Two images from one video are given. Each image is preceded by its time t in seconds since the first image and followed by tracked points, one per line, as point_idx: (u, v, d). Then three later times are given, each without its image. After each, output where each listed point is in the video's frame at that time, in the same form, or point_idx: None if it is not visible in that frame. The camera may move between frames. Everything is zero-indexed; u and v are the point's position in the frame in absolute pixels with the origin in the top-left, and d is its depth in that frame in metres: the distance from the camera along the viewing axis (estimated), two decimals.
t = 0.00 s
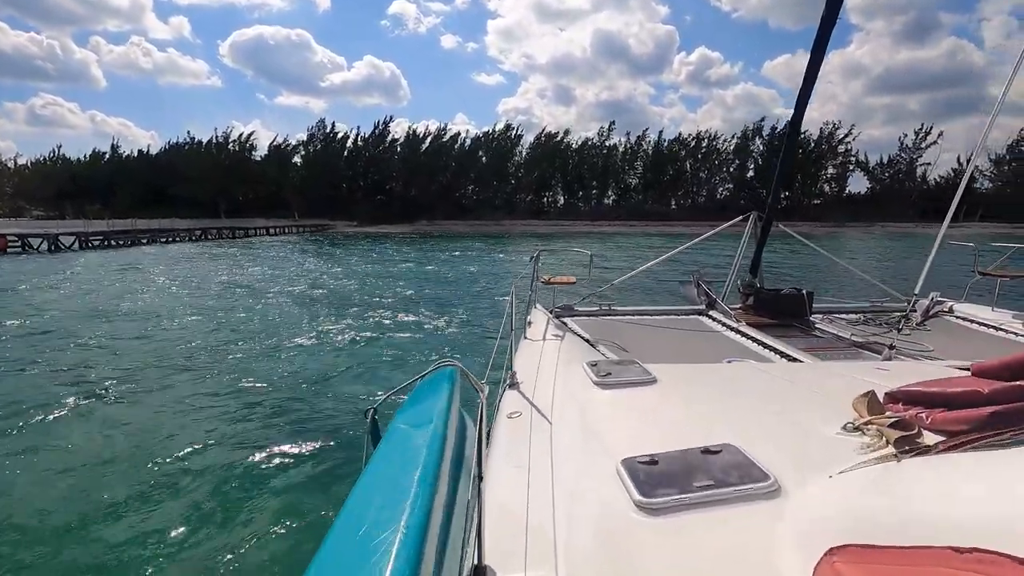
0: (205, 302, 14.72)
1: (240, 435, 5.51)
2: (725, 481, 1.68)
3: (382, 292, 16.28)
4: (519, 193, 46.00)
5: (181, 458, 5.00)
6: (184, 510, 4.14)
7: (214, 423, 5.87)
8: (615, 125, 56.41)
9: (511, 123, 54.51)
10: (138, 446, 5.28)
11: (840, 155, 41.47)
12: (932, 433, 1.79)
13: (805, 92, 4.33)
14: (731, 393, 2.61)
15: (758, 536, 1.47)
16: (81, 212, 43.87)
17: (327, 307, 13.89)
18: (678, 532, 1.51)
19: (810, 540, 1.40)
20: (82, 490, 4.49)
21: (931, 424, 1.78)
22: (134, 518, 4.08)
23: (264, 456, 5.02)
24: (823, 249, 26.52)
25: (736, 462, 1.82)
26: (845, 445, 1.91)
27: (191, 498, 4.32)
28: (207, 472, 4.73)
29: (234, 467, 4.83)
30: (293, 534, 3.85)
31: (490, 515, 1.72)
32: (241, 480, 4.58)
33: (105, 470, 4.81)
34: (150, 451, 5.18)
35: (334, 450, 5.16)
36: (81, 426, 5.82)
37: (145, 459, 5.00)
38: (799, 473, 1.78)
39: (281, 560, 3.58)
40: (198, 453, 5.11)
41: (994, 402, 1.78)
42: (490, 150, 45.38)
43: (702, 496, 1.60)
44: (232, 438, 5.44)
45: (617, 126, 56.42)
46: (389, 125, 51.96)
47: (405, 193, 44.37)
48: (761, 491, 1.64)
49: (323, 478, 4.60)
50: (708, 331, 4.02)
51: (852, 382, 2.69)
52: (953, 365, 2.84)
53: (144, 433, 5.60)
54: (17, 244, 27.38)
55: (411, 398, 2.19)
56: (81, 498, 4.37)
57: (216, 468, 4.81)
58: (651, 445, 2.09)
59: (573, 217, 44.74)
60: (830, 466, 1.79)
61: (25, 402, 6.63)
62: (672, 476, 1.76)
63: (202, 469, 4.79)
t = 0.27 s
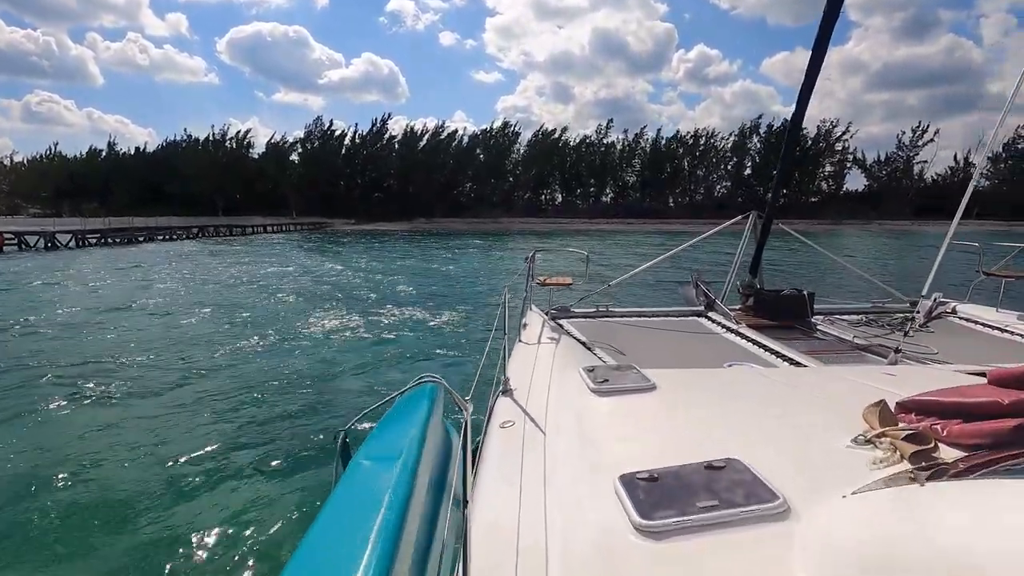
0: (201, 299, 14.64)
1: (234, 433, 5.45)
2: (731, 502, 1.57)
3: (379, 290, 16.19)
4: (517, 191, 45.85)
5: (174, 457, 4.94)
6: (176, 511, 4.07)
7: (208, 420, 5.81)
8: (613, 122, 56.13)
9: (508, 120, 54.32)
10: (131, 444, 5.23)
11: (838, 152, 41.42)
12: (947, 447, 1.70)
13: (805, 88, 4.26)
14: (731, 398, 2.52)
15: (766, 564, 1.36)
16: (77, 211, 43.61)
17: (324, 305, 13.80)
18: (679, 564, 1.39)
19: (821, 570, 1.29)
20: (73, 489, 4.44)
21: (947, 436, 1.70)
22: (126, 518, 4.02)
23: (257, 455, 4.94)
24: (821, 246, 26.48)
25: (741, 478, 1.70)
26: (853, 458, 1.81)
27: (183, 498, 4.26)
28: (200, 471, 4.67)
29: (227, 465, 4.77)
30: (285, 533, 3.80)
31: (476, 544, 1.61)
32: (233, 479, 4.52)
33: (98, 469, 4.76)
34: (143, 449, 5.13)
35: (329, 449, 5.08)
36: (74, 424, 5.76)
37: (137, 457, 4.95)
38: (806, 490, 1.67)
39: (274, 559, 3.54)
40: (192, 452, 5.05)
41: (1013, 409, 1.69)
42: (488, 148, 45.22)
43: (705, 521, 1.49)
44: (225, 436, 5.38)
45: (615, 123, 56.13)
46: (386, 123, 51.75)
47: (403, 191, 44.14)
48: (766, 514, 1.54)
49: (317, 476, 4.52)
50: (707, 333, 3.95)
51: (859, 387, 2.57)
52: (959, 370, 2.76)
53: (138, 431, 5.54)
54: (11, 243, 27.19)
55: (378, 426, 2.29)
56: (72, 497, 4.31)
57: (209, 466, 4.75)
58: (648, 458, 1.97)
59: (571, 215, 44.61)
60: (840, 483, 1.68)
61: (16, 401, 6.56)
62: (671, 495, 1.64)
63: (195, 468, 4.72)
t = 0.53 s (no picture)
0: (197, 296, 14.52)
1: (226, 433, 5.34)
2: (740, 536, 1.38)
3: (376, 286, 16.06)
4: (516, 187, 45.68)
5: (164, 457, 4.84)
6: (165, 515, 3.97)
7: (199, 419, 5.70)
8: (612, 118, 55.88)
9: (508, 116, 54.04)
10: (120, 444, 5.12)
11: (837, 149, 41.29)
12: (977, 472, 1.54)
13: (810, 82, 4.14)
14: (736, 408, 2.34)
15: None
16: (75, 206, 43.44)
17: (320, 302, 13.68)
18: None
19: None
20: (59, 491, 4.33)
21: (976, 460, 1.54)
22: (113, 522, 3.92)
23: (248, 458, 4.83)
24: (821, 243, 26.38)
25: (753, 506, 1.51)
26: (874, 483, 1.64)
27: (172, 502, 4.15)
28: (190, 472, 4.56)
29: (217, 467, 4.66)
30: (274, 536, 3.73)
31: None
32: (223, 483, 4.41)
33: (85, 469, 4.65)
34: (132, 449, 5.02)
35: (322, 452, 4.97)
36: (63, 422, 5.65)
37: (126, 457, 4.84)
38: (826, 523, 1.48)
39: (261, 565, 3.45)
40: (182, 452, 4.94)
41: None
42: (486, 144, 45.04)
43: (713, 559, 1.30)
44: (216, 436, 5.27)
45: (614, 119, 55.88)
46: (385, 119, 51.49)
47: (401, 187, 43.95)
48: (784, 551, 1.35)
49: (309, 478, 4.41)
50: (709, 335, 3.81)
51: (874, 394, 2.38)
52: (976, 376, 2.62)
53: (128, 429, 5.44)
54: (8, 238, 27.04)
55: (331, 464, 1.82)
56: (58, 500, 4.22)
57: (199, 469, 4.64)
58: (649, 482, 1.78)
59: (570, 212, 44.49)
60: (864, 515, 1.49)
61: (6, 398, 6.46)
62: (674, 525, 1.45)
63: (186, 470, 4.62)
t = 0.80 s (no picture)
0: (193, 295, 14.41)
1: (218, 451, 5.27)
2: None
3: (373, 285, 15.91)
4: (515, 185, 45.52)
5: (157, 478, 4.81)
6: (157, 542, 3.94)
7: (192, 434, 5.63)
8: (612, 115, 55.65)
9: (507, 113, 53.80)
10: (111, 463, 5.07)
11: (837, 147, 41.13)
12: (1012, 514, 1.39)
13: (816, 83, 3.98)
14: (740, 422, 2.19)
15: None
16: (74, 204, 43.31)
17: (317, 301, 13.53)
18: None
19: None
20: (51, 516, 4.28)
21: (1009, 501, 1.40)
22: (108, 547, 3.91)
23: (241, 480, 4.77)
24: (821, 242, 26.27)
25: (764, 557, 1.36)
26: (893, 523, 1.48)
27: (164, 525, 4.12)
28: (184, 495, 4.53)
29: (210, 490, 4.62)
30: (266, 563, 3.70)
31: None
32: (217, 507, 4.35)
33: (78, 491, 4.63)
34: (124, 467, 4.97)
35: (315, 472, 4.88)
36: (56, 437, 5.61)
37: (119, 477, 4.79)
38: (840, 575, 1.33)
39: None
40: (175, 472, 4.91)
41: None
42: (486, 142, 44.82)
43: None
44: (210, 454, 5.20)
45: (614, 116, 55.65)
46: (384, 116, 51.27)
47: (401, 185, 43.69)
48: None
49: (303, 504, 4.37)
50: (710, 342, 3.68)
51: (889, 414, 2.20)
52: (994, 392, 2.48)
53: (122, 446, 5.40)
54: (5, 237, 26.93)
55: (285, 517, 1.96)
56: (52, 523, 4.19)
57: (192, 491, 4.59)
58: (648, 514, 1.61)
59: (569, 211, 44.39)
60: (884, 561, 1.35)
61: None
62: None
63: (180, 491, 4.57)
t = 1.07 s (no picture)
0: (187, 294, 14.28)
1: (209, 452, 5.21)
2: None
3: (369, 285, 15.79)
4: (512, 185, 45.36)
5: (145, 478, 4.73)
6: (145, 544, 3.88)
7: (182, 435, 5.56)
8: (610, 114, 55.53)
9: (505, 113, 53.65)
10: (100, 462, 5.00)
11: (833, 147, 41.10)
12: None
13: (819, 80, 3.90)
14: (742, 437, 2.07)
15: None
16: (69, 204, 43.09)
17: (312, 301, 13.43)
18: None
19: None
20: (40, 517, 4.23)
21: None
22: (97, 549, 3.86)
23: (230, 481, 4.71)
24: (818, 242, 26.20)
25: None
26: (908, 554, 1.37)
27: (153, 527, 4.06)
28: (171, 495, 4.46)
29: (199, 491, 4.55)
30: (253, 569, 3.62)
31: None
32: (206, 509, 4.29)
33: (64, 493, 4.53)
34: (113, 470, 4.89)
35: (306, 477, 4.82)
36: (45, 436, 5.53)
37: (108, 478, 4.72)
38: None
39: None
40: (164, 472, 4.84)
41: None
42: (483, 142, 44.61)
43: None
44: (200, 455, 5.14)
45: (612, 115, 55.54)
46: (381, 115, 51.08)
47: (397, 184, 43.45)
48: None
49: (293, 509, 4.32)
50: (710, 346, 3.59)
51: (898, 427, 2.09)
52: (1004, 403, 2.39)
53: (111, 445, 5.33)
54: None
55: None
56: (37, 527, 4.11)
57: (181, 492, 4.52)
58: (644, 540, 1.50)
59: (566, 211, 44.32)
60: None
61: None
62: None
63: (169, 493, 4.51)
